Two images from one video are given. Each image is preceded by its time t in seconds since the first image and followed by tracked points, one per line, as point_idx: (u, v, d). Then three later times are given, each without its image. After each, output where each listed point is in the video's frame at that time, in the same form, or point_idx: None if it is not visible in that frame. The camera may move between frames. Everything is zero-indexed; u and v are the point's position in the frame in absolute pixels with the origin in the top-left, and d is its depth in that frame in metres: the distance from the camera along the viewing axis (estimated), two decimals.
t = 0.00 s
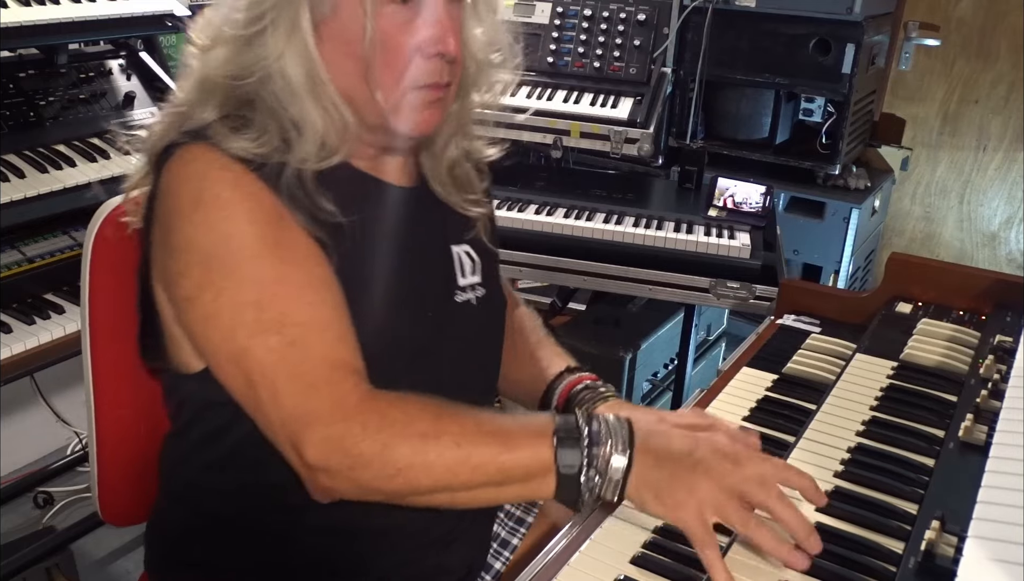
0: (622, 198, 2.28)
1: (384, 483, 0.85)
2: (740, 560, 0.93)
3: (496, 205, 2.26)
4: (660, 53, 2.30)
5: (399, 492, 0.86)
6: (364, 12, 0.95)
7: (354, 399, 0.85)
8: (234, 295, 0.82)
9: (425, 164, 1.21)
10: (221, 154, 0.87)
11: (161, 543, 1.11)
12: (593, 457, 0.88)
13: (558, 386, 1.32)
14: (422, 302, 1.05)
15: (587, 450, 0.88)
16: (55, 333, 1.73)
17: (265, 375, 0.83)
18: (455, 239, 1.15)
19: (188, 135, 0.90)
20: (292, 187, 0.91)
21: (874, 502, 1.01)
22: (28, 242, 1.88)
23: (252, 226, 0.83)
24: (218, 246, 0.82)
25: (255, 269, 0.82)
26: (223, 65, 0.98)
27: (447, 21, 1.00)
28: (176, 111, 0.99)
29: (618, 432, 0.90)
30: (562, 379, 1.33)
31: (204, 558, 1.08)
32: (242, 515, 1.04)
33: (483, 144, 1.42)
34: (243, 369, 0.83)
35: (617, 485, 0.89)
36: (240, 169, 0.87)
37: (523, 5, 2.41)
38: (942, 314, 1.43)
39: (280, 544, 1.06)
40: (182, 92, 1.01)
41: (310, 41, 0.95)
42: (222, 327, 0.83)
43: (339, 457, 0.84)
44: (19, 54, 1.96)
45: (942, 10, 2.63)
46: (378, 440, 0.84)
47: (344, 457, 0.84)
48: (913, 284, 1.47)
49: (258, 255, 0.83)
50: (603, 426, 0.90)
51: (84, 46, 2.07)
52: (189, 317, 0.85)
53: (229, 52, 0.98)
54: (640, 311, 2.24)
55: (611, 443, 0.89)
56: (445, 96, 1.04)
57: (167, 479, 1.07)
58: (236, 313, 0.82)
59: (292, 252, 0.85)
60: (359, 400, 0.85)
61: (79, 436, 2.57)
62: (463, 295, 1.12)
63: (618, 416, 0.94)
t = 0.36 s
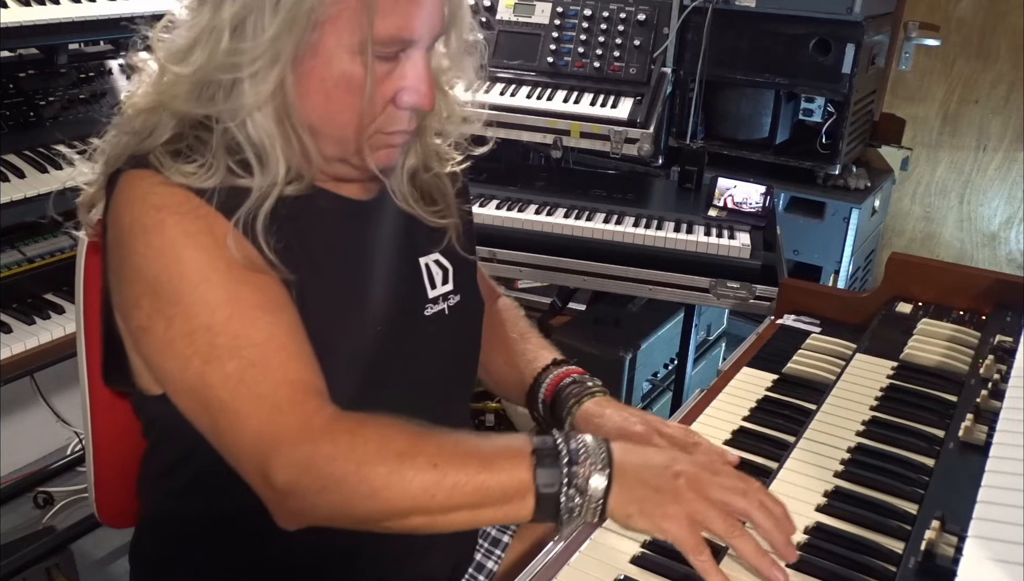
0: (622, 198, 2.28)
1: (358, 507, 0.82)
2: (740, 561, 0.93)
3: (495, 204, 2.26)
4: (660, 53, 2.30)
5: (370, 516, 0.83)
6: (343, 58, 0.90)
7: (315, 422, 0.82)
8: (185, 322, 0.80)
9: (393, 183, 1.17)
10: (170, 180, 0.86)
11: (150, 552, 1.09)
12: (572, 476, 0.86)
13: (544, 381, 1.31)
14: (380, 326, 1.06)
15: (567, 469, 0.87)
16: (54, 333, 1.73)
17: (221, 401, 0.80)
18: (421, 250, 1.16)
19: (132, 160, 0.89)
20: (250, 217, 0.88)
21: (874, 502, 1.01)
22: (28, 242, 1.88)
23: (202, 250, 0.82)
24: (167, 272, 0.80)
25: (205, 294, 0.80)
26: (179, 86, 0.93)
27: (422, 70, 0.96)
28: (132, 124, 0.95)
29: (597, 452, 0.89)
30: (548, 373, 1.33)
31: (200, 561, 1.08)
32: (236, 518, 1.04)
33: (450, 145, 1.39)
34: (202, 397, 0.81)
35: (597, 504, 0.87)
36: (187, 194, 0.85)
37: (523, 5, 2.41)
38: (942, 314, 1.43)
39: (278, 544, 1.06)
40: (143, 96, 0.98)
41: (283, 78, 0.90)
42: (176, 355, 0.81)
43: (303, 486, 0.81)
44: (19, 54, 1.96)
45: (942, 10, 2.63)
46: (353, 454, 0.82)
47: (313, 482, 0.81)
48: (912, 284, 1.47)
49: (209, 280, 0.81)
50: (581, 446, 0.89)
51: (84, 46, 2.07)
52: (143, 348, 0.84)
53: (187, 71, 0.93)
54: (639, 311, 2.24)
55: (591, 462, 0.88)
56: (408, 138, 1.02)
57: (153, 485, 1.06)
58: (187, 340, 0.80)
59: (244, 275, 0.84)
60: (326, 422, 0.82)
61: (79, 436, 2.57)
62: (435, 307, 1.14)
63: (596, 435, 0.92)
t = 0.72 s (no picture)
0: (622, 198, 2.28)
1: (342, 530, 0.88)
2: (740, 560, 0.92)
3: (495, 204, 2.26)
4: (660, 53, 2.30)
5: (348, 537, 0.89)
6: (361, 67, 0.89)
7: (311, 450, 0.87)
8: (195, 339, 0.83)
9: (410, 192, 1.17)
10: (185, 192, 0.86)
11: (151, 548, 1.09)
12: (542, 515, 0.91)
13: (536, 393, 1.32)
14: (395, 342, 1.05)
15: (537, 509, 0.92)
16: (55, 333, 1.73)
17: (223, 418, 0.84)
18: (435, 261, 1.14)
19: (154, 169, 0.89)
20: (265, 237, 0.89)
21: (874, 502, 1.02)
22: (28, 242, 1.88)
23: (218, 269, 0.84)
24: (181, 288, 0.83)
25: (216, 313, 0.83)
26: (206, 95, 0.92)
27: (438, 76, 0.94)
28: (154, 130, 0.94)
29: (567, 493, 0.94)
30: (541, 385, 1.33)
31: (202, 560, 1.08)
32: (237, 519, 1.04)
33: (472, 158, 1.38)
34: (204, 411, 0.85)
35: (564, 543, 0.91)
36: (206, 210, 0.86)
37: (523, 5, 2.41)
38: (942, 314, 1.43)
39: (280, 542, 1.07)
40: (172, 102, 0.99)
41: (303, 90, 0.89)
42: (182, 369, 0.84)
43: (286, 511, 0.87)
44: (19, 54, 1.96)
45: (942, 10, 2.63)
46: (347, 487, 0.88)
47: (298, 507, 0.87)
48: (912, 284, 1.47)
49: (221, 301, 0.84)
50: (553, 486, 0.94)
51: (84, 46, 2.07)
52: (150, 353, 0.86)
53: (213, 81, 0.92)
54: (639, 311, 2.24)
55: (559, 501, 0.92)
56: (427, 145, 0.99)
57: (156, 482, 1.07)
58: (195, 357, 0.83)
59: (255, 297, 0.86)
60: (320, 447, 0.87)
61: (79, 436, 2.57)
62: (445, 319, 1.12)
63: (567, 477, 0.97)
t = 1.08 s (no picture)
0: (622, 198, 2.28)
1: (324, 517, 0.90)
2: (740, 560, 0.92)
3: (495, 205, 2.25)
4: (660, 53, 2.30)
5: (333, 522, 0.91)
6: (384, 55, 0.80)
7: (306, 443, 0.87)
8: (213, 312, 0.83)
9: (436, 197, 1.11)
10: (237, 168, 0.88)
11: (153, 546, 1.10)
12: (512, 507, 0.91)
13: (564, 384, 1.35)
14: (398, 335, 1.03)
15: (509, 499, 0.91)
16: (54, 333, 1.73)
17: (224, 394, 0.84)
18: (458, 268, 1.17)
19: (201, 140, 0.91)
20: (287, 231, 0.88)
21: (874, 502, 1.02)
22: (28, 242, 1.88)
23: (245, 248, 0.84)
24: (208, 260, 0.83)
25: (237, 292, 0.83)
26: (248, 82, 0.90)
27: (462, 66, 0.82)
28: (194, 122, 0.96)
29: (540, 484, 0.93)
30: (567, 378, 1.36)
31: (203, 557, 1.08)
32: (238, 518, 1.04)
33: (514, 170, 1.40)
34: (204, 386, 0.85)
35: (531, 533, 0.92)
36: (249, 189, 0.87)
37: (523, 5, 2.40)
38: (943, 314, 1.43)
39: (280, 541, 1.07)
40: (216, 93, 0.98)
41: (335, 90, 0.82)
42: (192, 340, 0.84)
43: (272, 497, 0.88)
44: (19, 54, 1.96)
45: (942, 10, 2.63)
46: (335, 472, 0.88)
47: (283, 495, 0.88)
48: (912, 284, 1.47)
49: (243, 281, 0.84)
50: (528, 475, 0.93)
51: (83, 46, 2.07)
52: (166, 319, 0.87)
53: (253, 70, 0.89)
54: (639, 311, 2.24)
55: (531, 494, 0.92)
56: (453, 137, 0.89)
57: (159, 478, 1.07)
58: (210, 329, 0.83)
59: (277, 281, 0.86)
60: (316, 440, 0.88)
61: (79, 436, 2.57)
62: (461, 328, 1.17)
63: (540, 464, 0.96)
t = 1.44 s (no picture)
0: (622, 198, 2.28)
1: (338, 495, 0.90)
2: (739, 559, 0.92)
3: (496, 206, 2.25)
4: (660, 53, 2.30)
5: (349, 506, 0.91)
6: (412, 62, 0.92)
7: (316, 420, 0.88)
8: (215, 298, 0.86)
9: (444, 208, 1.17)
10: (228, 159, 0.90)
11: (151, 546, 1.10)
12: (531, 484, 0.94)
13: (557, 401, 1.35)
14: (393, 337, 1.06)
15: (527, 477, 0.94)
16: (55, 333, 1.73)
17: (230, 379, 0.86)
18: (455, 283, 1.15)
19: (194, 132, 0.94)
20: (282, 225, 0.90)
21: (874, 502, 1.02)
22: (28, 242, 1.88)
23: (243, 230, 0.87)
24: (204, 247, 0.86)
25: (237, 276, 0.86)
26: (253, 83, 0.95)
27: (489, 82, 0.97)
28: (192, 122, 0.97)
29: (558, 464, 0.97)
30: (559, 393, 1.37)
31: (204, 556, 1.08)
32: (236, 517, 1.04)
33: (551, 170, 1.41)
34: (212, 368, 0.87)
35: (549, 511, 0.95)
36: (241, 175, 0.90)
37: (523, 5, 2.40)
38: (942, 314, 1.43)
39: (281, 539, 1.07)
40: (229, 95, 1.03)
41: (358, 89, 0.94)
42: (197, 323, 0.86)
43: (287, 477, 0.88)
44: (18, 54, 1.96)
45: (941, 10, 2.63)
46: (336, 463, 0.88)
47: (297, 472, 0.88)
48: (912, 284, 1.47)
49: (244, 261, 0.86)
50: (545, 456, 0.97)
51: (83, 46, 2.07)
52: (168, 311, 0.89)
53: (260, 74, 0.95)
54: (639, 311, 2.24)
55: (550, 472, 0.95)
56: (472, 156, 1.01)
57: (157, 479, 1.07)
58: (212, 315, 0.86)
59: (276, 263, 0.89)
60: (323, 418, 0.89)
61: (80, 436, 2.57)
62: (450, 342, 1.14)
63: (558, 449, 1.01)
